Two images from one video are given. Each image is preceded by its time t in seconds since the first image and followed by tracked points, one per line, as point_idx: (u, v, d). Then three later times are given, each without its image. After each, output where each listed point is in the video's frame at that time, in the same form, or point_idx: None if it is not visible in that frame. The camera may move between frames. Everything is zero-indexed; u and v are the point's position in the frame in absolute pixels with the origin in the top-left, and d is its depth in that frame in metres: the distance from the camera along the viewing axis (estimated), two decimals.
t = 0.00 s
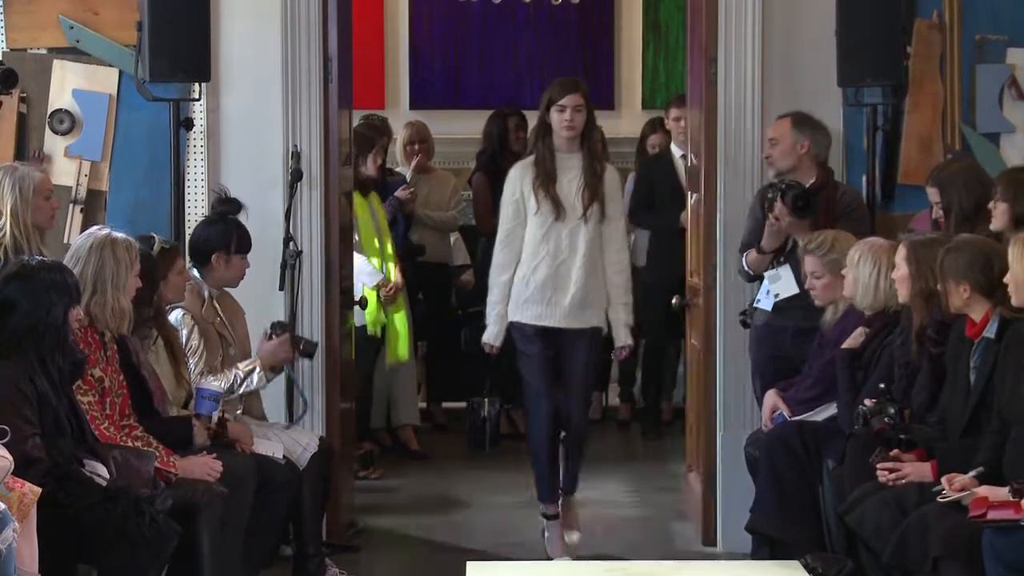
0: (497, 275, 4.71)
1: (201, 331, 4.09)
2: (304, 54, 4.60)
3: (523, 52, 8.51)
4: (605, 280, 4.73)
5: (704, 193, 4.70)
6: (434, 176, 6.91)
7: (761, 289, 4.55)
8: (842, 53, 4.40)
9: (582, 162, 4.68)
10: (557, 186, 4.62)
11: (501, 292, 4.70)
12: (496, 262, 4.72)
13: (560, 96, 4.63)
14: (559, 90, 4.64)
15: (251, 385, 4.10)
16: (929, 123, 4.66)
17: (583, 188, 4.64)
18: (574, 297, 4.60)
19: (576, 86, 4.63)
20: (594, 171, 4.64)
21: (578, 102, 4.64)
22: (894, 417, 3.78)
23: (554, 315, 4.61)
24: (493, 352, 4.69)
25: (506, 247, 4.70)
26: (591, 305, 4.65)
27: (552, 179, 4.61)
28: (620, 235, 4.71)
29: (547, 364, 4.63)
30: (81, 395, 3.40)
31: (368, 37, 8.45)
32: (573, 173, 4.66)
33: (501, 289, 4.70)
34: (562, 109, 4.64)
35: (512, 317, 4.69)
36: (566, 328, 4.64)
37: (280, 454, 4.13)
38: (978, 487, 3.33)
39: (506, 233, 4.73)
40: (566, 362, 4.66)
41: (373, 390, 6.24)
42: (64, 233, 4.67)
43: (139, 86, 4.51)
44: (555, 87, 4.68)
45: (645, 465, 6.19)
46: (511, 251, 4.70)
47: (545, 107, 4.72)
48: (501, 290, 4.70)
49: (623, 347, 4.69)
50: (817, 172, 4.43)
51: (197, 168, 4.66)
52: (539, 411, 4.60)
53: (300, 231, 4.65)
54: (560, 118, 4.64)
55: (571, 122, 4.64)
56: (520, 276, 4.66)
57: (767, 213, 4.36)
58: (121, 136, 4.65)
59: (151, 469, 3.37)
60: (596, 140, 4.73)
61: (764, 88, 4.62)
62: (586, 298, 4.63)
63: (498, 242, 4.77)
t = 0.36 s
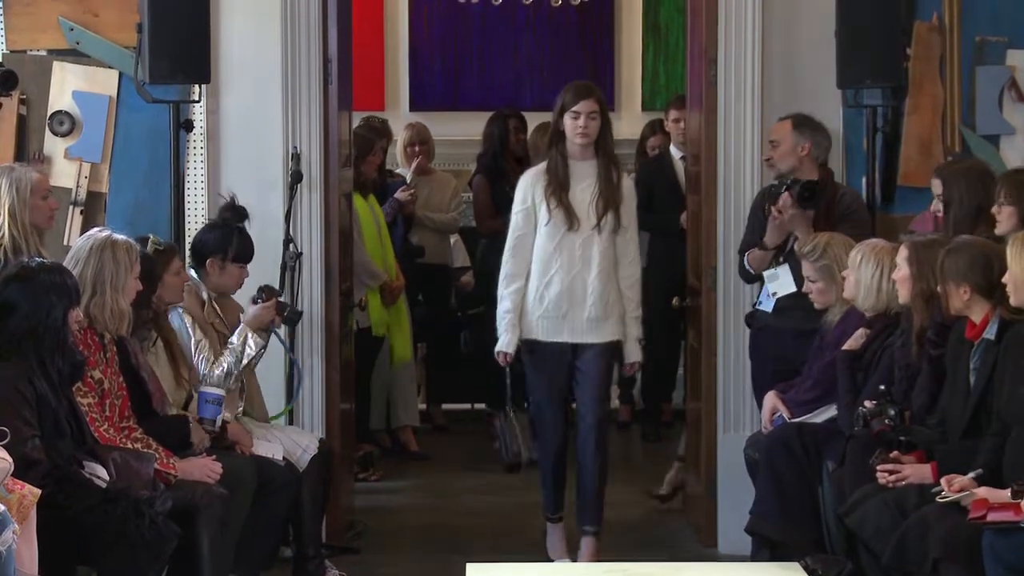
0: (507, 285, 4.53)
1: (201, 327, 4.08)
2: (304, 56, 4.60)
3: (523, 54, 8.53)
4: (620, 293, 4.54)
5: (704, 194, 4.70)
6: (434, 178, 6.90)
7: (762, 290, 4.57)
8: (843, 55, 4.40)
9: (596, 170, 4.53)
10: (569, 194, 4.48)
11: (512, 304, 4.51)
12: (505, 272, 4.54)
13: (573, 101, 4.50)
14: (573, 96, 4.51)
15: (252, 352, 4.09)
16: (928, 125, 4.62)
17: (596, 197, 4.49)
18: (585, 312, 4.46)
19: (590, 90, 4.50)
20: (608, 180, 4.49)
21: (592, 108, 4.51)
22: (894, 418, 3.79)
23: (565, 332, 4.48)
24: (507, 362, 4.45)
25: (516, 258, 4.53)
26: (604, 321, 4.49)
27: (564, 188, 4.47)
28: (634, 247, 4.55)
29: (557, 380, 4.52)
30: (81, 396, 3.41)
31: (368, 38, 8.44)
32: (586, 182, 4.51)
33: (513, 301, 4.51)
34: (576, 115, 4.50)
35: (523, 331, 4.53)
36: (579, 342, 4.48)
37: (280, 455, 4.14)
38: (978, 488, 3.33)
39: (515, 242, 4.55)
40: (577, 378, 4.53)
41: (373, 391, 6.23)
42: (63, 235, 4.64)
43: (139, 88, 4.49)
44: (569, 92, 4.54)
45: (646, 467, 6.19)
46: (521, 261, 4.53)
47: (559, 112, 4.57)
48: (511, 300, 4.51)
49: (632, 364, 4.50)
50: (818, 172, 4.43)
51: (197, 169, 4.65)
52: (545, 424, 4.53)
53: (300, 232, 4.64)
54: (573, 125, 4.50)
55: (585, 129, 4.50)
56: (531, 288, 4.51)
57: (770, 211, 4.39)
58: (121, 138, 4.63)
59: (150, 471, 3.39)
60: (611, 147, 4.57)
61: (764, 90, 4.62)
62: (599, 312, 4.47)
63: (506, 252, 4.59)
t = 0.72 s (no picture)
0: (515, 281, 4.39)
1: (197, 328, 4.07)
2: (303, 60, 4.60)
3: (523, 56, 8.53)
4: (634, 290, 4.42)
5: (703, 198, 4.70)
6: (433, 180, 6.87)
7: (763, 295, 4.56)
8: (842, 58, 4.39)
9: (608, 164, 4.39)
10: (581, 190, 4.34)
11: (520, 302, 4.38)
12: (512, 269, 4.40)
13: (584, 93, 4.36)
14: (583, 88, 4.38)
15: (244, 343, 4.08)
16: (927, 128, 4.62)
17: (608, 192, 4.35)
18: (596, 311, 4.33)
19: (599, 82, 4.38)
20: (622, 175, 4.36)
21: (604, 99, 4.37)
22: (893, 422, 3.80)
23: (577, 331, 4.34)
24: (512, 360, 4.32)
25: (524, 254, 4.39)
26: (615, 321, 4.37)
27: (575, 184, 4.33)
28: (650, 243, 4.41)
29: (571, 381, 4.33)
30: (79, 401, 3.43)
31: (367, 41, 8.45)
32: (599, 176, 4.37)
33: (521, 299, 4.38)
34: (587, 107, 4.36)
35: (532, 329, 4.39)
36: (589, 342, 4.35)
37: (279, 459, 4.13)
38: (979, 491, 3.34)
39: (524, 238, 4.42)
40: (590, 378, 4.39)
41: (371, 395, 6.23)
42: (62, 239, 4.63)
43: (137, 91, 4.47)
44: (580, 83, 4.40)
45: (645, 471, 6.19)
46: (530, 257, 4.39)
47: (570, 104, 4.43)
48: (519, 298, 4.38)
49: (654, 352, 4.34)
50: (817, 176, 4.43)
51: (196, 172, 4.64)
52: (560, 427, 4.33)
53: (298, 235, 4.64)
54: (584, 117, 4.36)
55: (596, 121, 4.35)
56: (540, 287, 4.36)
57: (771, 209, 4.37)
58: (120, 142, 4.61)
59: (149, 475, 3.37)
60: (625, 139, 4.43)
61: (762, 95, 4.62)
62: (610, 312, 4.35)
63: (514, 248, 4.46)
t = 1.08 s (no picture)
0: (525, 293, 4.44)
1: (202, 330, 4.24)
2: (308, 71, 4.72)
3: (521, 69, 8.66)
4: (643, 304, 4.48)
5: (697, 205, 4.84)
6: (437, 188, 7.03)
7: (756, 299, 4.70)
8: (831, 70, 4.52)
9: (615, 176, 4.45)
10: (588, 202, 4.40)
11: (530, 313, 4.42)
12: (522, 281, 4.45)
13: (591, 103, 4.41)
14: (591, 98, 4.42)
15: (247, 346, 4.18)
16: (916, 138, 4.71)
17: (616, 205, 4.41)
18: (607, 323, 4.35)
19: (607, 92, 4.42)
20: (629, 187, 4.41)
21: (612, 109, 4.42)
22: (882, 423, 3.95)
23: (588, 345, 4.37)
24: (521, 368, 4.36)
25: (534, 267, 4.44)
26: (627, 333, 4.39)
27: (583, 196, 4.39)
28: (658, 256, 4.46)
29: (580, 396, 4.40)
30: (92, 401, 3.58)
31: (370, 48, 8.58)
32: (606, 189, 4.43)
33: (532, 311, 4.42)
34: (596, 117, 4.41)
35: (543, 343, 4.43)
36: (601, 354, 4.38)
37: (285, 458, 4.28)
38: (963, 490, 3.49)
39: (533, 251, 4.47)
40: (603, 391, 4.42)
41: (375, 395, 6.35)
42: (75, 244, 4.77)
43: (147, 101, 4.62)
44: (587, 94, 4.44)
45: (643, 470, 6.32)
46: (539, 270, 4.44)
47: (579, 116, 4.48)
48: (529, 309, 4.42)
49: (666, 372, 4.37)
50: (806, 182, 4.57)
51: (205, 180, 4.78)
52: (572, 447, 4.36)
53: (304, 241, 4.77)
54: (593, 127, 4.40)
55: (605, 132, 4.40)
56: (551, 299, 4.41)
57: (763, 216, 4.52)
58: (130, 150, 4.75)
59: (159, 474, 3.53)
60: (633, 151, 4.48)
61: (755, 106, 4.76)
62: (621, 324, 4.37)
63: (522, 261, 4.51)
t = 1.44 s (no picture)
0: (532, 292, 4.43)
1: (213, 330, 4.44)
2: (316, 81, 4.89)
3: (520, 80, 8.82)
4: (652, 307, 4.45)
5: (691, 209, 5.00)
6: (439, 194, 7.17)
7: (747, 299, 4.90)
8: (820, 79, 4.69)
9: (624, 180, 4.42)
10: (597, 206, 4.38)
11: (538, 313, 4.41)
12: (528, 282, 4.45)
13: (601, 108, 4.39)
14: (600, 104, 4.40)
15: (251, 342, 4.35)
16: (902, 144, 4.87)
17: (624, 208, 4.39)
18: (615, 324, 4.35)
19: (616, 97, 4.40)
20: (638, 191, 4.39)
21: (620, 114, 4.40)
22: (869, 418, 4.16)
23: (596, 346, 4.38)
24: (528, 356, 4.35)
25: (542, 268, 4.44)
26: (635, 335, 4.37)
27: (591, 200, 4.37)
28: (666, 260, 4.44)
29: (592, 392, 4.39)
30: (107, 398, 3.75)
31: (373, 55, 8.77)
32: (615, 193, 4.41)
33: (539, 309, 4.41)
34: (605, 122, 4.38)
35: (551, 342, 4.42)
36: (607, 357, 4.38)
37: (293, 452, 4.49)
38: (947, 484, 3.66)
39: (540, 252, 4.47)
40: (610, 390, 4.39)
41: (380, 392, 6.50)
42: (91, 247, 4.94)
43: (160, 108, 4.80)
44: (596, 99, 4.42)
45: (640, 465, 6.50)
46: (546, 271, 4.44)
47: (587, 121, 4.46)
48: (537, 309, 4.41)
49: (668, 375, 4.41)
50: (793, 186, 4.70)
51: (216, 185, 4.94)
52: (581, 441, 4.37)
53: (312, 244, 4.94)
54: (601, 132, 4.38)
55: (613, 137, 4.38)
56: (559, 300, 4.42)
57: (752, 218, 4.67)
58: (144, 157, 4.92)
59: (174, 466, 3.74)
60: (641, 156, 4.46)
61: (747, 114, 4.92)
62: (630, 326, 4.36)
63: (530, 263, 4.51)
